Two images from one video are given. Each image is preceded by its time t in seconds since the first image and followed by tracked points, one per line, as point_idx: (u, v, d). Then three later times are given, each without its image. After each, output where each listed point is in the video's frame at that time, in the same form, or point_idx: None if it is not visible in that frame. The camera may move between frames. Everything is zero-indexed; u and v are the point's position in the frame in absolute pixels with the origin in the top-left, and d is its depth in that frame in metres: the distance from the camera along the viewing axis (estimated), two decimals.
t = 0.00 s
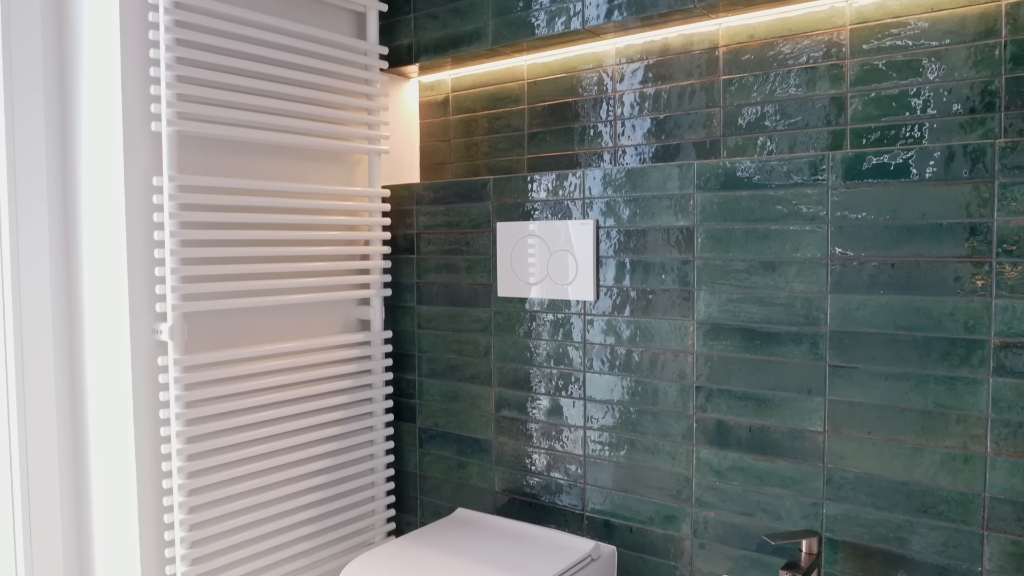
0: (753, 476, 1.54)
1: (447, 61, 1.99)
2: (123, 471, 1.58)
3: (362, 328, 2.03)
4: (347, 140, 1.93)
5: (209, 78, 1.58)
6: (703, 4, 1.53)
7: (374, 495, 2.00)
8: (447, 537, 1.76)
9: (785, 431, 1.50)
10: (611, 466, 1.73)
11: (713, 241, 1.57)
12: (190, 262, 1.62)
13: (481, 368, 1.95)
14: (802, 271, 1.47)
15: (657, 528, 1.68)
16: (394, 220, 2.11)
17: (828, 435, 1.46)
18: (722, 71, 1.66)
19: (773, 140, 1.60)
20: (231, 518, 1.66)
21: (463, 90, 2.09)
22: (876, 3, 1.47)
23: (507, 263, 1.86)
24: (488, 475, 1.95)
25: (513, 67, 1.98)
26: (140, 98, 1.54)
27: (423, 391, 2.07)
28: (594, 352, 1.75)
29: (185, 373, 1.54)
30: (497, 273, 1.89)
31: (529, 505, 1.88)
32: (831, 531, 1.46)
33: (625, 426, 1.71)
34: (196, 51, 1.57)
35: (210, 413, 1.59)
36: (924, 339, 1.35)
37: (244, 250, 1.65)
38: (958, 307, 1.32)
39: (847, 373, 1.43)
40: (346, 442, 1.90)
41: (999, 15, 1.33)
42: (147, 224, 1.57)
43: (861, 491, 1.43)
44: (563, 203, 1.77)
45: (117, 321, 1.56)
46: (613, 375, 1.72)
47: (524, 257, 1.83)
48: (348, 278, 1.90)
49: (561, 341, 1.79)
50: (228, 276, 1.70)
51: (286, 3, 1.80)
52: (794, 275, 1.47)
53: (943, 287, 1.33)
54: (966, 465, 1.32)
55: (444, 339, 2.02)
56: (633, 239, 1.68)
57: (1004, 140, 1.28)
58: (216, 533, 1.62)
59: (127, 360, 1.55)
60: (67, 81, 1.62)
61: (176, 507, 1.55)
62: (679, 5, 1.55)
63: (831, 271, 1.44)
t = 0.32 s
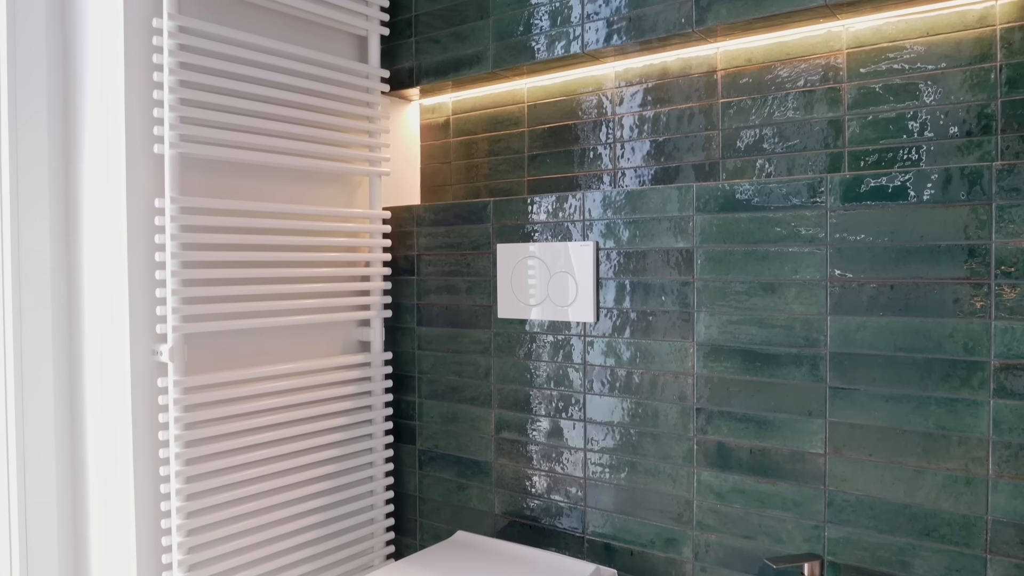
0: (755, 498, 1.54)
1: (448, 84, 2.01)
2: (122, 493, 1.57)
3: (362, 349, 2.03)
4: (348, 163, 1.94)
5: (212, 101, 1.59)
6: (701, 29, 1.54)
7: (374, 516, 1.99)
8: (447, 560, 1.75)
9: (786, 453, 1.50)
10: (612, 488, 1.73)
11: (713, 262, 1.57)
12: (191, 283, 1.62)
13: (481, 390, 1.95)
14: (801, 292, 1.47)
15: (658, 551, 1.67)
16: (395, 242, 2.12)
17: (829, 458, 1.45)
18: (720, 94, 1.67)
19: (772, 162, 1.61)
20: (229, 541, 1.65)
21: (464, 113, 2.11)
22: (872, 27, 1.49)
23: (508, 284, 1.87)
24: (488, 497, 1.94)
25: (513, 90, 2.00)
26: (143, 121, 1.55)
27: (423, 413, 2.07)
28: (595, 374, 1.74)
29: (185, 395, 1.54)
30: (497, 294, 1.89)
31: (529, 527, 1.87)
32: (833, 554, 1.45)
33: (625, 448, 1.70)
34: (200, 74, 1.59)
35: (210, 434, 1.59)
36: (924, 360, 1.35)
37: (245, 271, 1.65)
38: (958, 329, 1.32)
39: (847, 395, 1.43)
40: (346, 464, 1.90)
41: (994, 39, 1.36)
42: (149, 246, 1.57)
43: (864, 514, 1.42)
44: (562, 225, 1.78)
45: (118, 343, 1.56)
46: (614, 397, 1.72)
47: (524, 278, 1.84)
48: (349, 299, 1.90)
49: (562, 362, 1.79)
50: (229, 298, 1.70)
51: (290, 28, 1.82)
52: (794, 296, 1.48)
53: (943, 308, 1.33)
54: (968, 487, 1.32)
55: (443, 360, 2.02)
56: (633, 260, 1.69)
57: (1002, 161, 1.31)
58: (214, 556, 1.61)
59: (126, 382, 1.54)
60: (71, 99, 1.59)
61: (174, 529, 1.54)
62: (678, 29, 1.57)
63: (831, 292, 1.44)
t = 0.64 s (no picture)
0: (756, 520, 1.53)
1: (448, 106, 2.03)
2: (120, 516, 1.55)
3: (362, 370, 2.03)
4: (349, 185, 1.96)
5: (215, 123, 1.60)
6: (699, 52, 1.56)
7: (373, 539, 1.98)
8: None
9: (786, 475, 1.49)
10: (612, 510, 1.72)
11: (712, 283, 1.58)
12: (191, 304, 1.62)
13: (481, 411, 1.94)
14: (800, 313, 1.47)
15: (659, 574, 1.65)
16: (395, 263, 2.12)
17: (830, 479, 1.45)
18: (719, 116, 1.69)
19: (770, 184, 1.62)
20: (226, 564, 1.64)
21: (464, 135, 2.12)
22: (869, 51, 1.50)
23: (507, 305, 1.87)
24: (488, 519, 1.93)
25: (514, 113, 2.01)
26: (145, 143, 1.56)
27: (422, 434, 2.06)
28: (595, 396, 1.74)
29: (184, 416, 1.54)
30: (497, 315, 1.90)
31: (529, 550, 1.86)
32: None
33: (625, 469, 1.70)
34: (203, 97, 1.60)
35: (209, 455, 1.58)
36: (924, 381, 1.35)
37: (245, 292, 1.65)
38: (957, 350, 1.32)
39: (847, 417, 1.43)
40: (345, 486, 1.89)
41: (989, 62, 1.38)
42: (150, 267, 1.57)
43: (865, 536, 1.41)
44: (563, 246, 1.79)
45: (117, 365, 1.55)
46: (613, 419, 1.71)
47: (524, 299, 1.84)
48: (349, 320, 1.91)
49: (561, 384, 1.79)
50: (228, 319, 1.70)
51: (292, 51, 1.84)
52: (793, 317, 1.48)
53: (942, 329, 1.33)
54: (970, 509, 1.31)
55: (443, 381, 2.01)
56: (633, 281, 1.69)
57: (998, 183, 1.35)
58: None
59: (126, 404, 1.53)
60: (74, 120, 1.61)
61: (170, 551, 1.52)
62: (677, 53, 1.59)
63: (830, 313, 1.44)
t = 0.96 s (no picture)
0: (757, 546, 1.52)
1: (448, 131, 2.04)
2: (116, 543, 1.53)
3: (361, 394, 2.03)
4: (349, 209, 1.97)
5: (216, 148, 1.61)
6: (697, 77, 1.58)
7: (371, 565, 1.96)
8: None
9: (787, 500, 1.48)
10: (612, 535, 1.71)
11: (712, 307, 1.58)
12: (191, 328, 1.62)
13: (480, 436, 1.93)
14: (799, 337, 1.47)
15: None
16: (395, 286, 2.12)
17: (831, 504, 1.44)
18: (717, 141, 1.70)
19: (769, 209, 1.63)
20: None
21: (464, 159, 2.14)
22: (865, 77, 1.52)
23: (507, 329, 1.87)
24: (487, 544, 1.91)
25: (514, 137, 2.03)
26: (148, 167, 1.57)
27: (421, 458, 2.05)
28: (594, 420, 1.74)
29: (182, 440, 1.53)
30: (497, 339, 1.90)
31: None
32: None
33: (625, 494, 1.69)
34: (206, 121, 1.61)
35: (207, 480, 1.58)
36: (924, 406, 1.35)
37: (245, 315, 1.65)
38: (956, 374, 1.32)
39: (848, 441, 1.42)
40: (344, 510, 1.88)
41: (984, 88, 1.39)
42: (150, 291, 1.56)
43: (867, 562, 1.40)
44: (562, 270, 1.79)
45: (116, 389, 1.54)
46: (613, 443, 1.71)
47: (523, 322, 1.84)
48: (349, 343, 1.91)
49: (561, 408, 1.79)
50: (228, 342, 1.70)
51: (295, 78, 1.86)
52: (792, 340, 1.48)
53: (941, 353, 1.34)
54: (972, 535, 1.31)
55: (443, 405, 2.01)
56: (632, 305, 1.69)
57: (994, 208, 1.36)
58: None
59: (125, 428, 1.53)
60: (77, 145, 1.62)
61: None
62: (674, 79, 1.60)
63: (829, 337, 1.44)
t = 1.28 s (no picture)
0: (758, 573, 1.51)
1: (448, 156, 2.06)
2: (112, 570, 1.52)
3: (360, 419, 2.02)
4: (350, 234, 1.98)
5: (218, 174, 1.62)
6: (695, 104, 1.59)
7: None
8: None
9: (788, 527, 1.47)
10: (612, 562, 1.69)
11: (711, 332, 1.58)
12: (190, 353, 1.62)
13: (480, 461, 1.92)
14: (799, 363, 1.47)
15: None
16: (395, 311, 2.13)
17: (832, 531, 1.43)
18: (715, 167, 1.71)
19: (767, 234, 1.64)
20: None
21: (463, 184, 2.15)
22: (861, 104, 1.53)
23: (507, 353, 1.87)
24: (487, 571, 1.90)
25: (513, 163, 2.04)
26: (150, 192, 1.58)
27: (420, 484, 2.04)
28: (594, 445, 1.73)
29: (180, 466, 1.52)
30: (496, 363, 1.90)
31: None
32: None
33: (626, 521, 1.68)
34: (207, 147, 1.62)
35: (205, 505, 1.56)
36: (924, 431, 1.35)
37: (244, 340, 1.65)
38: (956, 399, 1.32)
39: (849, 467, 1.42)
40: (342, 536, 1.86)
41: (979, 115, 1.41)
42: (150, 315, 1.57)
43: None
44: (562, 294, 1.80)
45: (115, 414, 1.54)
46: (613, 469, 1.70)
47: (523, 347, 1.84)
48: (348, 368, 1.90)
49: (560, 433, 1.78)
50: (227, 367, 1.70)
51: (296, 104, 1.88)
52: (791, 365, 1.48)
53: (940, 378, 1.34)
54: (975, 562, 1.30)
55: (442, 430, 2.00)
56: (632, 330, 1.70)
57: (991, 233, 1.37)
58: None
59: (122, 453, 1.52)
60: (79, 171, 1.63)
61: None
62: (672, 106, 1.62)
63: (829, 363, 1.44)
